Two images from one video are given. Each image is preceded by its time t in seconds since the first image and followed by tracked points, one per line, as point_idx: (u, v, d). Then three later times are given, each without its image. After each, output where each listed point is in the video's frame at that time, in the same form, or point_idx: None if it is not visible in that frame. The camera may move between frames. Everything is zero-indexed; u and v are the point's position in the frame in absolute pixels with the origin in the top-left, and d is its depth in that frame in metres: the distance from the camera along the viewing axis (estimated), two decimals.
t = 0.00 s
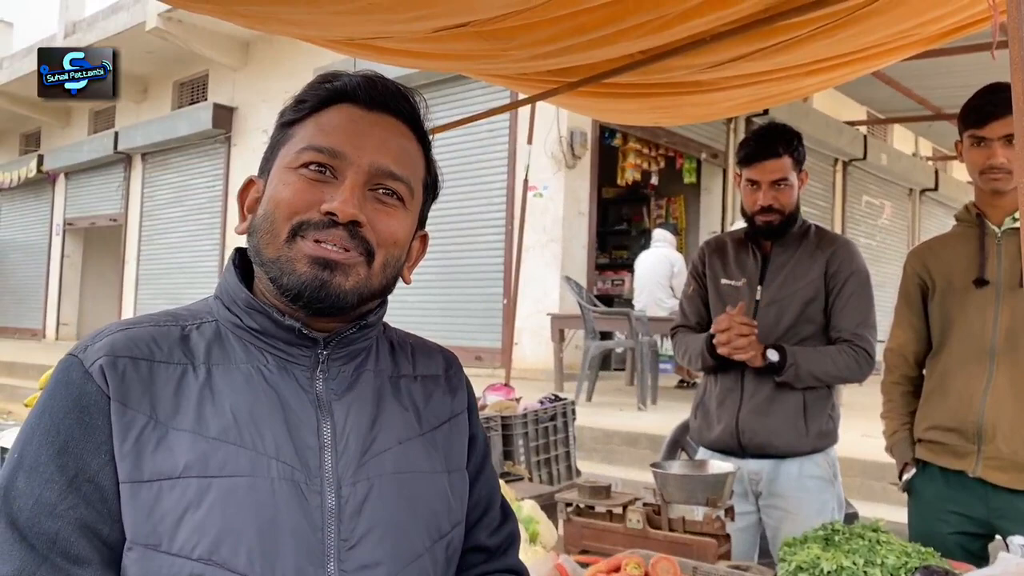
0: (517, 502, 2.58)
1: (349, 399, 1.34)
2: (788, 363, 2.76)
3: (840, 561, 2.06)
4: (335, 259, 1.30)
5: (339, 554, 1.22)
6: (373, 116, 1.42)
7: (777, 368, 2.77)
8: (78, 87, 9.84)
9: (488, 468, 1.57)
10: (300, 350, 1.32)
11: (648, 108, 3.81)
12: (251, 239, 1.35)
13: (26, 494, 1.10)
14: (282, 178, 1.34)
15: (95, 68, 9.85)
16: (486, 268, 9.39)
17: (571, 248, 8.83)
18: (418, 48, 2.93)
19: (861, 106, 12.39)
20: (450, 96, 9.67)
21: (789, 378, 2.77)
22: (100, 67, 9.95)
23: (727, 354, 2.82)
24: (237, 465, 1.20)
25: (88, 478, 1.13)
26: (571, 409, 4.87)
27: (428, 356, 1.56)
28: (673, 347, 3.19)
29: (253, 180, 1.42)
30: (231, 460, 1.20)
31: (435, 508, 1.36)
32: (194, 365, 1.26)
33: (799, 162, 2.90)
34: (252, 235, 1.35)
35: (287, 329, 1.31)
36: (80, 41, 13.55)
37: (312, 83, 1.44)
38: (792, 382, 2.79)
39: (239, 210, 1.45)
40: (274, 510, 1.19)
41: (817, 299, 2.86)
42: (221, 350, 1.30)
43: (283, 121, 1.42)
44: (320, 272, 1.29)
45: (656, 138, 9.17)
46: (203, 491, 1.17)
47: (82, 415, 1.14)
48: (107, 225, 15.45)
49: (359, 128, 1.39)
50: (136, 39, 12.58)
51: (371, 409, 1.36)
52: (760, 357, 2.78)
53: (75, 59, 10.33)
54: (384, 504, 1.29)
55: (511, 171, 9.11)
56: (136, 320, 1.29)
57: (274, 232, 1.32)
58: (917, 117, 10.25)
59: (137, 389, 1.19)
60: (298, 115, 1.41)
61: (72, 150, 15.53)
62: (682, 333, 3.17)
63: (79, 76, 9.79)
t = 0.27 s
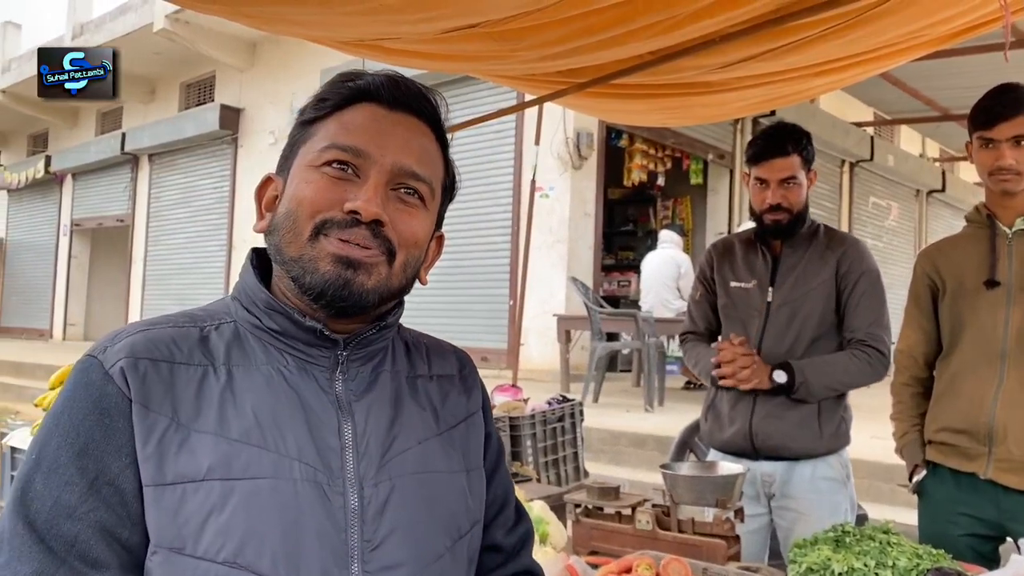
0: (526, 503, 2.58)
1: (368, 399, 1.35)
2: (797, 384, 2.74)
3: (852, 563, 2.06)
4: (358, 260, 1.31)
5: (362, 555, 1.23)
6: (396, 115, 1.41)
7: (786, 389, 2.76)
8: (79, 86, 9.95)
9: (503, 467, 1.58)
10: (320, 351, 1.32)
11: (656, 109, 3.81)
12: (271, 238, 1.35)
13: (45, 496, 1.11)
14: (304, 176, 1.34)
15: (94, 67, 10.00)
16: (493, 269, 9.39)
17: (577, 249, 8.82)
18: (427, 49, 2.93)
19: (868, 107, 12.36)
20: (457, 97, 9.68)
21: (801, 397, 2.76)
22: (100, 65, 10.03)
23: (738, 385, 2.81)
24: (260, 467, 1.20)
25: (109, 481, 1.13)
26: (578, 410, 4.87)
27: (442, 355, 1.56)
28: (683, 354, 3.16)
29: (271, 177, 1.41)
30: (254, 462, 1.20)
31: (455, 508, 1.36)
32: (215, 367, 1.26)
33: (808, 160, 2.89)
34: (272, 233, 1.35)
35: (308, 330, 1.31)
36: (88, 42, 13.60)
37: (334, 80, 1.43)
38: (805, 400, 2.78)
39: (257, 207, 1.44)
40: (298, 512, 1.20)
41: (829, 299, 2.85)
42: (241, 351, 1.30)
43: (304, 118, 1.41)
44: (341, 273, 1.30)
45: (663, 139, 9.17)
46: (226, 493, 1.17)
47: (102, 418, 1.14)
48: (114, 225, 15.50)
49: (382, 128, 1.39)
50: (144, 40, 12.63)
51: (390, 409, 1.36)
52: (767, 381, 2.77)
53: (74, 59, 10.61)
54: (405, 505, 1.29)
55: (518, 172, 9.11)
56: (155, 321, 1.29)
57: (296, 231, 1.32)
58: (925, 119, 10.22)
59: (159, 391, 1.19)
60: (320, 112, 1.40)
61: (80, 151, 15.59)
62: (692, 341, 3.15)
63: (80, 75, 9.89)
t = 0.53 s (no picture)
0: (535, 504, 2.58)
1: (385, 403, 1.35)
2: (805, 385, 2.73)
3: (862, 565, 2.05)
4: (378, 263, 1.31)
5: (380, 560, 1.23)
6: (416, 117, 1.42)
7: (794, 390, 2.75)
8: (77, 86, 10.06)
9: (514, 469, 1.58)
10: (337, 355, 1.33)
11: (664, 109, 3.80)
12: (290, 239, 1.35)
13: (60, 501, 1.11)
14: (324, 176, 1.34)
15: (93, 65, 10.09)
16: (500, 269, 9.39)
17: (585, 249, 8.82)
18: (436, 50, 2.93)
19: (876, 107, 12.32)
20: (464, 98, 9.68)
21: (809, 397, 2.75)
22: (99, 66, 10.10)
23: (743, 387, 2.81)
24: (279, 471, 1.20)
25: (125, 487, 1.14)
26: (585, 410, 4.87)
27: (453, 358, 1.56)
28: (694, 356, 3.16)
29: (287, 176, 1.42)
30: (273, 467, 1.20)
31: (470, 512, 1.37)
32: (233, 370, 1.26)
33: (818, 160, 2.88)
34: (290, 234, 1.35)
35: (326, 333, 1.31)
36: (96, 43, 13.65)
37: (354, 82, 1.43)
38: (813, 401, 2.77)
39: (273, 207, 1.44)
40: (316, 516, 1.20)
41: (840, 300, 2.84)
42: (258, 355, 1.30)
43: (323, 119, 1.42)
44: (357, 275, 1.30)
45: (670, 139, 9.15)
46: (245, 498, 1.17)
47: (120, 422, 1.14)
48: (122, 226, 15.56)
49: (401, 129, 1.39)
50: (152, 41, 12.67)
51: (405, 413, 1.37)
52: (774, 382, 2.76)
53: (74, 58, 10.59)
54: (422, 510, 1.29)
55: (525, 173, 9.11)
56: (172, 323, 1.29)
57: (314, 232, 1.32)
58: (933, 119, 10.19)
59: (177, 395, 1.19)
60: (341, 113, 1.40)
61: (88, 152, 15.65)
62: (702, 343, 3.15)
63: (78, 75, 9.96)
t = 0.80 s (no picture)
0: (545, 506, 2.58)
1: (395, 406, 1.35)
2: (810, 386, 2.72)
3: (871, 567, 2.04)
4: (389, 272, 1.32)
5: (392, 562, 1.23)
6: (409, 117, 1.40)
7: (799, 391, 2.74)
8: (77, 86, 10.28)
9: (524, 472, 1.58)
10: (349, 358, 1.32)
11: (670, 109, 3.79)
12: (296, 254, 1.35)
13: (75, 503, 1.12)
14: (322, 191, 1.33)
15: (93, 64, 10.30)
16: (507, 270, 9.39)
17: (592, 250, 8.81)
18: (445, 50, 2.93)
19: (886, 106, 12.27)
20: (472, 99, 9.68)
21: (814, 399, 2.74)
22: (99, 65, 10.31)
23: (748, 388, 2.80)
24: (291, 473, 1.21)
25: (138, 489, 1.15)
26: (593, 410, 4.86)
27: (463, 360, 1.55)
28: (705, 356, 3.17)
29: (285, 187, 1.40)
30: (285, 468, 1.21)
31: (481, 513, 1.36)
32: (245, 373, 1.27)
33: (828, 160, 2.86)
34: (296, 250, 1.35)
35: (338, 336, 1.31)
36: (106, 44, 13.69)
37: (341, 83, 1.40)
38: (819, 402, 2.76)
39: (273, 219, 1.43)
40: (328, 517, 1.20)
41: (849, 300, 2.83)
42: (270, 356, 1.30)
43: (312, 125, 1.38)
44: (376, 286, 1.31)
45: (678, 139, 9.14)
46: (257, 500, 1.18)
47: (133, 424, 1.15)
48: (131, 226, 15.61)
49: (396, 132, 1.37)
50: (161, 42, 12.71)
51: (416, 415, 1.36)
52: (779, 383, 2.76)
53: (75, 60, 10.91)
54: (434, 512, 1.29)
55: (533, 172, 9.11)
56: (184, 326, 1.30)
57: (321, 249, 1.32)
58: (943, 118, 10.14)
59: (190, 397, 1.20)
60: (329, 119, 1.37)
61: (97, 152, 15.71)
62: (713, 343, 3.15)
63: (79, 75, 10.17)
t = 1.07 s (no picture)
0: (553, 505, 2.57)
1: (398, 400, 1.34)
2: (816, 384, 2.72)
3: (883, 566, 2.03)
4: (388, 269, 1.32)
5: (400, 556, 1.23)
6: (370, 108, 1.37)
7: (805, 390, 2.73)
8: (79, 86, 10.98)
9: (530, 463, 1.58)
10: (349, 354, 1.32)
11: (679, 108, 3.78)
12: (286, 266, 1.33)
13: (83, 506, 1.13)
14: (299, 200, 1.31)
15: (93, 65, 10.75)
16: (515, 269, 9.38)
17: (601, 249, 8.80)
18: (452, 49, 2.93)
19: (896, 105, 12.22)
20: (480, 98, 9.69)
21: (820, 397, 2.73)
22: (100, 66, 10.73)
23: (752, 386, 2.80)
24: (297, 470, 1.21)
25: (145, 490, 1.15)
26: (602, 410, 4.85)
27: (464, 352, 1.54)
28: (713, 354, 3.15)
29: (259, 202, 1.38)
30: (291, 465, 1.21)
31: (487, 505, 1.36)
32: (247, 372, 1.26)
33: (835, 158, 2.84)
34: (285, 262, 1.33)
35: (338, 333, 1.30)
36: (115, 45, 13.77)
37: (292, 87, 1.37)
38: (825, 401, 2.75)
39: (252, 235, 1.41)
40: (334, 513, 1.20)
41: (856, 299, 2.81)
42: (271, 355, 1.30)
43: (273, 137, 1.36)
44: (377, 286, 1.31)
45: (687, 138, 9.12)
46: (263, 498, 1.18)
47: (136, 426, 1.15)
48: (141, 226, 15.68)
49: (361, 128, 1.35)
50: (170, 42, 12.77)
51: (419, 408, 1.36)
52: (783, 381, 2.75)
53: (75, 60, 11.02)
54: (439, 505, 1.29)
55: (541, 171, 9.10)
56: (184, 328, 1.29)
57: (312, 255, 1.30)
58: (954, 116, 10.09)
59: (193, 397, 1.19)
60: (288, 126, 1.34)
61: (107, 152, 15.78)
62: (721, 341, 3.13)
63: (79, 75, 10.77)
